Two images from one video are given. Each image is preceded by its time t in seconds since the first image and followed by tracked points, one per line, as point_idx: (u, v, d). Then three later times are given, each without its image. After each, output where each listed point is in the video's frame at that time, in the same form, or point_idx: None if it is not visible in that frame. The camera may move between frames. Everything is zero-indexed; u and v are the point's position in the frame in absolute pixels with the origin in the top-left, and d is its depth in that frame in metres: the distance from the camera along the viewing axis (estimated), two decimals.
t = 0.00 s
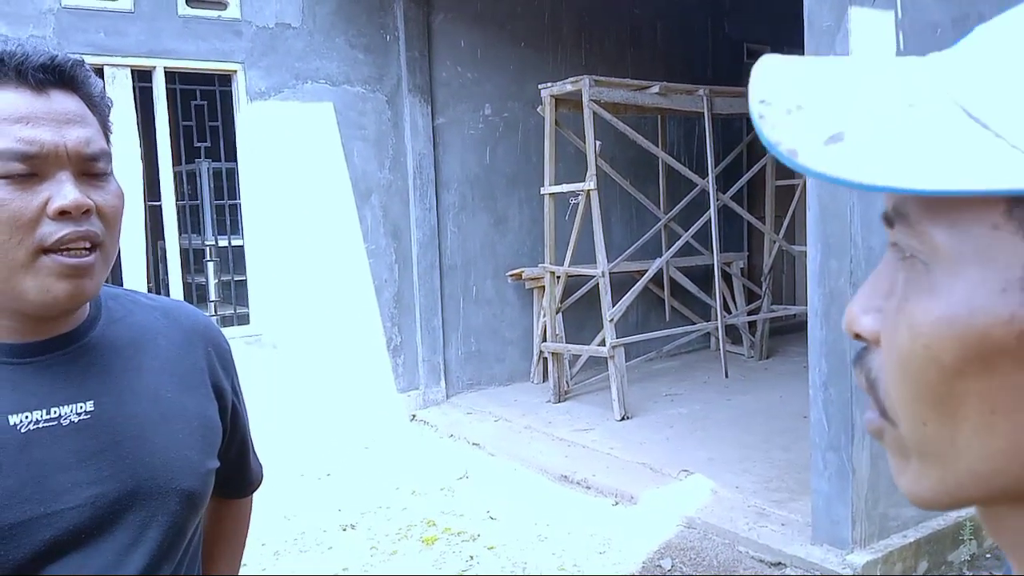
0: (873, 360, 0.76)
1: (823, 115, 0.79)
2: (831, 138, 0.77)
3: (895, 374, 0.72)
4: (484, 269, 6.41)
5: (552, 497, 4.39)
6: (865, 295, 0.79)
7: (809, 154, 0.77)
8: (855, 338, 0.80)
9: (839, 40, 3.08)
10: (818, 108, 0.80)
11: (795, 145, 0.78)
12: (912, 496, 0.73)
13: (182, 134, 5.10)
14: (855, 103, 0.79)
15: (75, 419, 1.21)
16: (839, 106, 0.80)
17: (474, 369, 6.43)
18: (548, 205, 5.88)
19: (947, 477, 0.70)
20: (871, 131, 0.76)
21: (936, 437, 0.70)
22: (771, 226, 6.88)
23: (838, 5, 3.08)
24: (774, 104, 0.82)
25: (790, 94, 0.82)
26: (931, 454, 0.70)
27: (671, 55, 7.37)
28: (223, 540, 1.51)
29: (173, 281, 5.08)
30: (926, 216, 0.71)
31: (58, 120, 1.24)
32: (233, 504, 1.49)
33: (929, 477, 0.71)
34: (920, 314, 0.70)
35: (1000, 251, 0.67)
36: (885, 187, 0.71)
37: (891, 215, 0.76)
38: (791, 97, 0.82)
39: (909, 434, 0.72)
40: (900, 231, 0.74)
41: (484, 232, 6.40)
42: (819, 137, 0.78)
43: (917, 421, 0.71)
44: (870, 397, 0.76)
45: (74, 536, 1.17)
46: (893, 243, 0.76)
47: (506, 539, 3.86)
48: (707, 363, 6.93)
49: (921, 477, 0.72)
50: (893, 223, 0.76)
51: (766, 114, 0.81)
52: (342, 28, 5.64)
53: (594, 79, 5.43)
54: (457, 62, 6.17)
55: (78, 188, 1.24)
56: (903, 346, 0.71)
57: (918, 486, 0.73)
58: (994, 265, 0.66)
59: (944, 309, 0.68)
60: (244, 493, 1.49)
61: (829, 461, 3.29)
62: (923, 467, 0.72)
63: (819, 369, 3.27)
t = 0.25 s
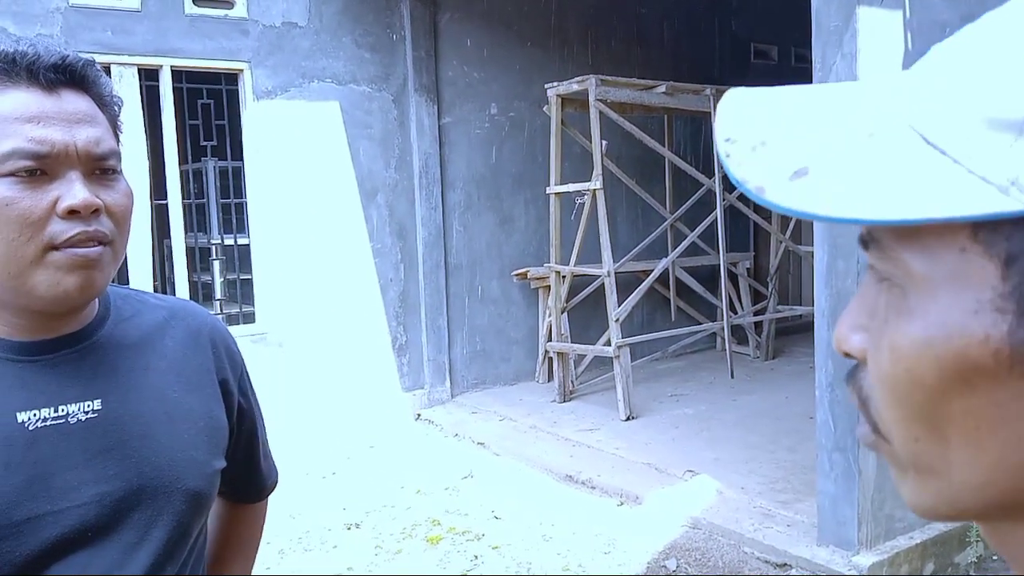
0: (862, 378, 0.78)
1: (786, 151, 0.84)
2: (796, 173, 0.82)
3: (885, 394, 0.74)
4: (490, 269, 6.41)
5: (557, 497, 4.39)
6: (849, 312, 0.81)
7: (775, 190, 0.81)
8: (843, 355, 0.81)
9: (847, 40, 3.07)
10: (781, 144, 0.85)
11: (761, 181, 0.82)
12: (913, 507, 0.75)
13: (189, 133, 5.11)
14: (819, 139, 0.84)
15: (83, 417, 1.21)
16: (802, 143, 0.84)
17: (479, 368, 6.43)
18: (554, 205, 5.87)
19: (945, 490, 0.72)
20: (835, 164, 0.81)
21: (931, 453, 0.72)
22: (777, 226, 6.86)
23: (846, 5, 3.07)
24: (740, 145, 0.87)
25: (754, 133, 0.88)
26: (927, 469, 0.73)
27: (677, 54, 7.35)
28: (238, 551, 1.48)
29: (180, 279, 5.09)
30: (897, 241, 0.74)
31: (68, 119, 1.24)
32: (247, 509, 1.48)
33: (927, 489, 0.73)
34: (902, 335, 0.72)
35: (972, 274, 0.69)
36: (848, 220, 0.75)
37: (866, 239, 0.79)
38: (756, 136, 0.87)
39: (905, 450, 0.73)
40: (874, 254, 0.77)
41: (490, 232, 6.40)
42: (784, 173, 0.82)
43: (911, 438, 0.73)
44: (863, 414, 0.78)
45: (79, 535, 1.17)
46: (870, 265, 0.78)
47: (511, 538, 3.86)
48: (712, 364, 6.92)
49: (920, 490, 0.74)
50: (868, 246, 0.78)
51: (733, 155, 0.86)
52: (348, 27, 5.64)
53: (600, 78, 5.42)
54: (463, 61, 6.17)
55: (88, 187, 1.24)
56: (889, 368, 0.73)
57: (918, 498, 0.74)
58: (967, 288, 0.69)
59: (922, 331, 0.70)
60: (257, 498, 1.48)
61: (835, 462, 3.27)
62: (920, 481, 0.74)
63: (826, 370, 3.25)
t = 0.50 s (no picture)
0: (896, 349, 0.77)
1: (861, 98, 0.77)
2: (873, 124, 0.76)
3: (927, 371, 0.73)
4: (492, 269, 6.41)
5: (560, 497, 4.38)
6: (887, 281, 0.79)
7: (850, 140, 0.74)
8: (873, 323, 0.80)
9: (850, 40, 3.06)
10: (855, 89, 0.78)
11: (834, 127, 0.75)
12: (931, 489, 0.76)
13: (192, 133, 5.11)
14: (891, 87, 0.79)
15: (87, 418, 1.21)
16: (871, 87, 0.78)
17: (482, 369, 6.43)
18: (557, 205, 5.87)
19: (969, 474, 0.73)
20: (911, 122, 0.76)
21: (965, 437, 0.72)
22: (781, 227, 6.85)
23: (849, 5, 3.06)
24: (809, 82, 0.79)
25: (826, 71, 0.79)
26: (957, 451, 0.73)
27: (681, 54, 7.35)
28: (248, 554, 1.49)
29: (182, 280, 5.10)
30: (970, 211, 0.74)
31: (69, 120, 1.24)
32: (253, 509, 1.47)
33: (952, 472, 0.74)
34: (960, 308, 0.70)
35: None
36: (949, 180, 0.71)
37: (927, 203, 0.77)
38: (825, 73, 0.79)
39: (938, 430, 0.73)
40: (937, 220, 0.76)
41: (493, 232, 6.40)
42: (862, 121, 0.76)
43: (947, 418, 0.72)
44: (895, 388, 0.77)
45: (83, 537, 1.17)
46: (925, 232, 0.77)
47: (513, 539, 3.86)
48: (715, 364, 6.91)
49: (945, 471, 0.75)
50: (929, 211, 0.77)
51: (803, 90, 0.78)
52: (351, 27, 5.64)
53: (603, 78, 5.42)
54: (466, 61, 6.17)
55: (90, 188, 1.24)
56: (938, 341, 0.71)
57: (939, 480, 0.75)
58: None
59: (989, 308, 0.69)
60: (263, 499, 1.47)
61: (838, 463, 3.27)
62: (946, 463, 0.74)
63: (829, 371, 3.25)
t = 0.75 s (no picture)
0: (913, 339, 0.80)
1: (897, 84, 0.82)
2: (909, 106, 0.80)
3: (945, 359, 0.76)
4: (492, 269, 6.40)
5: (559, 498, 4.38)
6: (906, 272, 0.83)
7: (885, 118, 0.78)
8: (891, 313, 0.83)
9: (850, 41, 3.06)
10: (893, 73, 0.83)
11: (870, 108, 0.80)
12: (941, 477, 0.79)
13: (192, 133, 5.11)
14: (928, 77, 0.83)
15: (85, 417, 1.21)
16: (911, 75, 0.83)
17: (481, 369, 6.42)
18: (556, 205, 5.86)
19: (980, 461, 0.76)
20: (944, 108, 0.80)
21: (979, 424, 0.75)
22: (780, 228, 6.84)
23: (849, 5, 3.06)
24: (850, 64, 0.84)
25: (866, 56, 0.84)
26: (971, 439, 0.76)
27: (681, 55, 7.34)
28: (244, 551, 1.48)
29: (182, 279, 5.09)
30: (999, 199, 0.77)
31: (65, 120, 1.24)
32: (252, 506, 1.47)
33: (962, 460, 0.77)
34: (983, 296, 0.74)
35: None
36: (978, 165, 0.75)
37: (953, 193, 0.82)
38: (864, 57, 0.85)
39: (953, 417, 0.76)
40: (964, 210, 0.80)
41: (493, 232, 6.39)
42: (898, 104, 0.80)
43: (963, 404, 0.76)
44: (911, 376, 0.80)
45: (80, 536, 1.16)
46: (949, 223, 0.81)
47: (512, 538, 3.86)
48: (714, 365, 6.91)
49: (956, 459, 0.77)
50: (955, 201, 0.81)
51: (844, 72, 0.83)
52: (351, 27, 5.64)
53: (603, 79, 5.42)
54: (465, 61, 6.16)
55: (87, 188, 1.23)
56: (959, 327, 0.75)
57: (950, 468, 0.78)
58: None
59: (1010, 297, 0.73)
60: (263, 496, 1.46)
61: (838, 464, 3.27)
62: (958, 450, 0.77)
63: (828, 372, 3.25)
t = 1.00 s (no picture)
0: (910, 335, 0.80)
1: (897, 83, 0.83)
2: (908, 104, 0.80)
3: (939, 351, 0.76)
4: (492, 269, 6.40)
5: (560, 498, 4.38)
6: (904, 274, 0.83)
7: (883, 115, 0.79)
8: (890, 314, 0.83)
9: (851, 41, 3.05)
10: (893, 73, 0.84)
11: (870, 106, 0.81)
12: (937, 473, 0.78)
13: (192, 132, 5.11)
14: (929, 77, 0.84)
15: (85, 413, 1.20)
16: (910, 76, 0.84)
17: (482, 369, 6.42)
18: (557, 205, 5.86)
19: (975, 453, 0.75)
20: (943, 104, 0.80)
21: (974, 415, 0.74)
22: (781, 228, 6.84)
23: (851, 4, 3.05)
24: (849, 66, 0.85)
25: (865, 59, 0.86)
26: (965, 430, 0.75)
27: (681, 54, 7.34)
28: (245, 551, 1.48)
29: (183, 279, 5.10)
30: (993, 192, 0.77)
31: (70, 126, 1.23)
32: (253, 503, 1.47)
33: (957, 454, 0.76)
34: (974, 288, 0.75)
35: None
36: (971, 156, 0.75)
37: (949, 193, 0.82)
38: (864, 60, 0.86)
39: (947, 410, 0.75)
40: (960, 207, 0.80)
41: (494, 232, 6.39)
42: (898, 102, 0.81)
43: (956, 396, 0.75)
44: (908, 372, 0.80)
45: (80, 533, 1.16)
46: (946, 222, 0.81)
47: (513, 537, 3.86)
48: (715, 365, 6.91)
49: (952, 454, 0.76)
50: (951, 199, 0.81)
51: (842, 74, 0.85)
52: (352, 26, 5.64)
53: (604, 78, 5.41)
54: (466, 60, 6.16)
55: (90, 195, 1.23)
56: (951, 318, 0.75)
57: (947, 464, 0.77)
58: None
59: (1002, 285, 0.73)
60: (263, 493, 1.46)
61: (838, 464, 3.26)
62: (953, 443, 0.76)
63: (829, 372, 3.25)
